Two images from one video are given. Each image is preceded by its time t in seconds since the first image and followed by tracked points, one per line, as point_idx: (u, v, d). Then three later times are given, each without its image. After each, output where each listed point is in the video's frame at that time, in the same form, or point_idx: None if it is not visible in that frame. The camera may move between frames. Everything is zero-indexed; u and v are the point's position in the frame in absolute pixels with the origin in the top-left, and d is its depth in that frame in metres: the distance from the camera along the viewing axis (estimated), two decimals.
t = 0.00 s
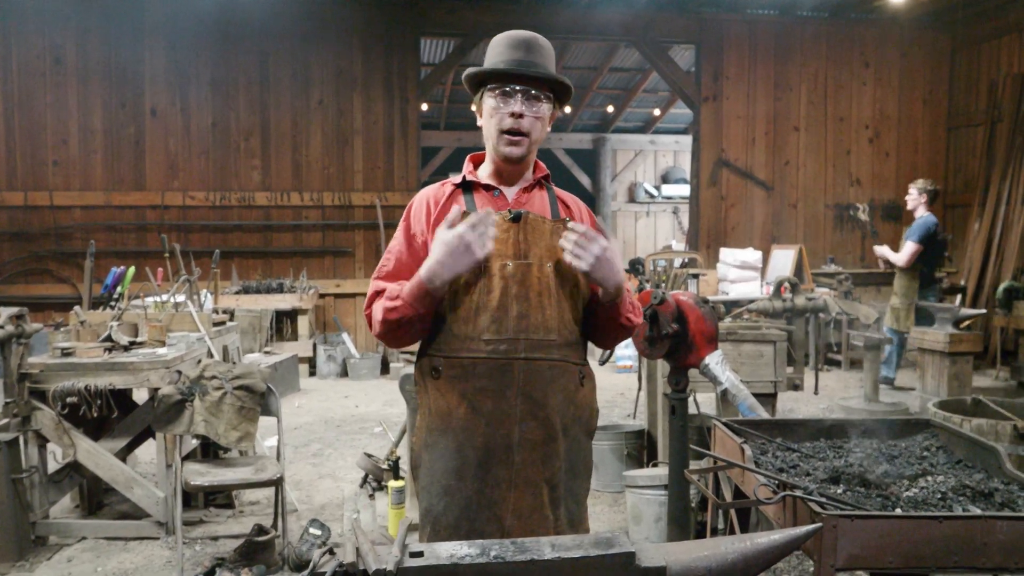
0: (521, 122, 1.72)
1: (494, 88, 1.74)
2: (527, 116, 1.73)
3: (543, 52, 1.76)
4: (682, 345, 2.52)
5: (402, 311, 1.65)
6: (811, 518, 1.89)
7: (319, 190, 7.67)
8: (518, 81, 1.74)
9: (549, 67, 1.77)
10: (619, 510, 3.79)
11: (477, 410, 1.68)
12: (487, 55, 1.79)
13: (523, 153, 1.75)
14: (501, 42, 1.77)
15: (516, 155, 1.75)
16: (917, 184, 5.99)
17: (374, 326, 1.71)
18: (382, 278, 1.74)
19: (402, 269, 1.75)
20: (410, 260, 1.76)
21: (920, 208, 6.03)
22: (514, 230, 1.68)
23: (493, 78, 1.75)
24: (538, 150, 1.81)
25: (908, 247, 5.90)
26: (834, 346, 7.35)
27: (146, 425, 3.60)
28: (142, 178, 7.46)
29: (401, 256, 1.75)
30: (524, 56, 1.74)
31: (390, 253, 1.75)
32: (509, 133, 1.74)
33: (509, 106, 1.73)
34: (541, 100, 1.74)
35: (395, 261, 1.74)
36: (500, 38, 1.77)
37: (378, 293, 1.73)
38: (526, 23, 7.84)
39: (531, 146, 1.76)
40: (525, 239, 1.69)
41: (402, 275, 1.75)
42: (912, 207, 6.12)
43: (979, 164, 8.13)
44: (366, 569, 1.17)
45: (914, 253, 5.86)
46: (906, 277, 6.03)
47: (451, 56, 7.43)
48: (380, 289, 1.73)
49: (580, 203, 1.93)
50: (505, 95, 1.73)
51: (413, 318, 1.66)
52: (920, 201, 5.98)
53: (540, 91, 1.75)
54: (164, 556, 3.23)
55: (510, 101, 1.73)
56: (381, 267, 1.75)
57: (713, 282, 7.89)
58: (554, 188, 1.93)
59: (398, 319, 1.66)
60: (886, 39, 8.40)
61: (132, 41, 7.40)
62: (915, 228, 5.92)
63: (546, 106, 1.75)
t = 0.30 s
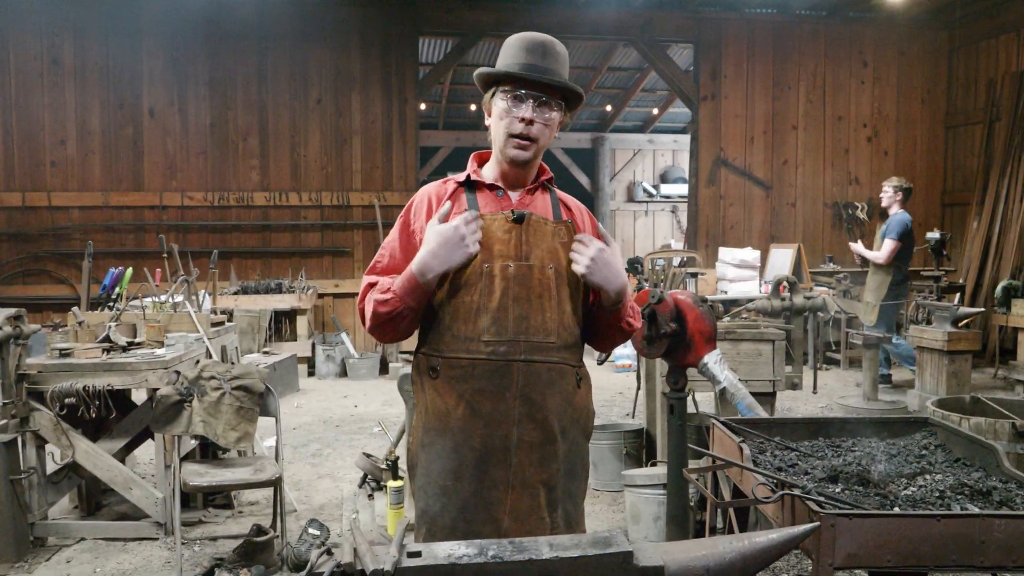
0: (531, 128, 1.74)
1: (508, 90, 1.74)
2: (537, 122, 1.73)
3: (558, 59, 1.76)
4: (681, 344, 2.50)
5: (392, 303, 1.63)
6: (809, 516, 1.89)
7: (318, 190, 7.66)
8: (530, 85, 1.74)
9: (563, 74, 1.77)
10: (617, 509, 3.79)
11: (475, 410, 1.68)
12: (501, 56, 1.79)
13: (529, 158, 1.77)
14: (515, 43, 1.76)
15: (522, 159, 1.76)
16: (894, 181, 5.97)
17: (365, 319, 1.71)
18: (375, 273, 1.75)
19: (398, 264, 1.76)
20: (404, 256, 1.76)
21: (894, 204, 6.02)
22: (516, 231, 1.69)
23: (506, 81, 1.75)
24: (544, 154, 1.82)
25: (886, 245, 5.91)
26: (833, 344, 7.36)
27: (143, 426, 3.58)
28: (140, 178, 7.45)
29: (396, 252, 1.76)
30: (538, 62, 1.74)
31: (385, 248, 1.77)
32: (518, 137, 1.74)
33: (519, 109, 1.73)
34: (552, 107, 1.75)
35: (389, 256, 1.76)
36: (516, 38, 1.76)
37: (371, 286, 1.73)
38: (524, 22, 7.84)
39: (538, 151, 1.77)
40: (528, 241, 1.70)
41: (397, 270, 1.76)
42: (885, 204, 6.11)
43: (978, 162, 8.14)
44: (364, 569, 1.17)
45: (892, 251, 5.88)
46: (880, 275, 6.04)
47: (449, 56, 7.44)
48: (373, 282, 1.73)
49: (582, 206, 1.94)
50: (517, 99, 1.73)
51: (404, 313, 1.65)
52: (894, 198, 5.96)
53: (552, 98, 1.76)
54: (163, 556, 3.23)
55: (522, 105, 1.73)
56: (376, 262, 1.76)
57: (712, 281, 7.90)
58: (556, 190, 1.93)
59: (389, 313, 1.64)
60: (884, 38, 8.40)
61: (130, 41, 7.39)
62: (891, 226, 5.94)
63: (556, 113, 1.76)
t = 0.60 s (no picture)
0: (534, 127, 1.74)
1: (511, 88, 1.75)
2: (539, 121, 1.74)
3: (562, 58, 1.77)
4: (678, 343, 2.44)
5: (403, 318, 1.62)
6: (807, 514, 1.89)
7: (316, 189, 7.66)
8: (534, 84, 1.75)
9: (567, 74, 1.77)
10: (615, 507, 3.80)
11: (474, 409, 1.68)
12: (506, 53, 1.80)
13: (530, 158, 1.77)
14: (520, 41, 1.77)
15: (523, 158, 1.77)
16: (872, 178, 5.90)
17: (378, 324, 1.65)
18: (389, 272, 1.70)
19: (411, 264, 1.72)
20: (416, 257, 1.73)
21: (873, 201, 5.98)
22: (517, 230, 1.69)
23: (509, 79, 1.76)
24: (546, 153, 1.82)
25: (873, 242, 5.83)
26: (831, 343, 7.38)
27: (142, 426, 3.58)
28: (138, 178, 7.44)
29: (411, 251, 1.72)
30: (542, 60, 1.74)
31: (397, 244, 1.72)
32: (519, 136, 1.75)
33: (522, 108, 1.74)
34: (555, 107, 1.76)
35: (404, 255, 1.71)
36: (522, 37, 1.76)
37: (385, 286, 1.68)
38: (522, 21, 7.84)
39: (540, 151, 1.77)
40: (529, 239, 1.70)
41: (410, 270, 1.72)
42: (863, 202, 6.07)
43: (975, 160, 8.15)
44: (363, 567, 1.17)
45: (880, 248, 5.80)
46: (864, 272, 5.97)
47: (447, 55, 7.44)
48: (388, 282, 1.68)
49: (582, 205, 1.94)
50: (520, 97, 1.74)
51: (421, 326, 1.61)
52: (873, 195, 5.92)
53: (555, 97, 1.76)
54: (161, 556, 3.23)
55: (524, 104, 1.74)
56: (388, 260, 1.71)
57: (710, 280, 7.91)
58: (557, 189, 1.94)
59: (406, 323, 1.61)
60: (882, 36, 8.41)
61: (129, 41, 7.39)
62: (874, 224, 5.88)
63: (559, 113, 1.77)
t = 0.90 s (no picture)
0: (528, 120, 1.75)
1: (503, 86, 1.76)
2: (533, 115, 1.75)
3: (554, 49, 1.76)
4: (677, 341, 2.45)
5: (402, 312, 1.61)
6: (807, 511, 1.90)
7: (316, 187, 7.66)
8: (525, 79, 1.75)
9: (560, 65, 1.77)
10: (616, 504, 3.80)
11: (477, 405, 1.69)
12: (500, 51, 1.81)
13: (530, 152, 1.77)
14: (511, 38, 1.77)
15: (523, 152, 1.77)
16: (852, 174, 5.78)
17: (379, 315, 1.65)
18: (389, 265, 1.70)
19: (411, 257, 1.72)
20: (417, 251, 1.73)
21: (852, 198, 5.86)
22: (520, 226, 1.70)
23: (502, 76, 1.77)
24: (546, 147, 1.82)
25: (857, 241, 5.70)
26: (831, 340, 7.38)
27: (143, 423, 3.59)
28: (138, 177, 7.44)
29: (411, 244, 1.72)
30: (534, 54, 1.74)
31: (398, 239, 1.73)
32: (516, 132, 1.76)
33: (515, 104, 1.75)
34: (549, 99, 1.76)
35: (405, 248, 1.71)
36: (512, 34, 1.76)
37: (385, 279, 1.68)
38: (522, 19, 7.83)
39: (538, 145, 1.77)
40: (531, 235, 1.71)
41: (410, 263, 1.71)
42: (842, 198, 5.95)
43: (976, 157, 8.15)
44: (365, 564, 1.17)
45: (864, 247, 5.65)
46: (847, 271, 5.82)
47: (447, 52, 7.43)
48: (388, 275, 1.68)
49: (585, 204, 1.94)
50: (512, 94, 1.75)
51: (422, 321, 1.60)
52: (853, 192, 5.80)
53: (548, 90, 1.77)
54: (163, 554, 3.23)
55: (517, 99, 1.75)
56: (389, 253, 1.71)
57: (710, 277, 7.91)
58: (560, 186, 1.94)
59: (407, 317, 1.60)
60: (883, 33, 8.40)
61: (129, 39, 7.38)
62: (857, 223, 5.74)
63: (553, 104, 1.77)
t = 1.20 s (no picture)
0: (524, 116, 1.75)
1: (498, 84, 1.76)
2: (529, 111, 1.75)
3: (545, 47, 1.77)
4: (678, 340, 2.45)
5: (413, 337, 1.64)
6: (805, 509, 1.90)
7: (316, 187, 7.67)
8: (518, 77, 1.76)
9: (552, 63, 1.78)
10: (615, 504, 3.81)
11: (476, 404, 1.70)
12: (490, 53, 1.81)
13: (526, 148, 1.77)
14: (502, 39, 1.78)
15: (519, 150, 1.77)
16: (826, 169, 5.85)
17: (380, 324, 1.68)
18: (386, 268, 1.71)
19: (407, 260, 1.72)
20: (415, 256, 1.74)
21: (829, 194, 5.97)
22: (516, 226, 1.71)
23: (495, 75, 1.77)
24: (541, 146, 1.83)
25: (840, 237, 5.83)
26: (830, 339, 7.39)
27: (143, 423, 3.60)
28: (138, 176, 7.45)
29: (407, 246, 1.73)
30: (526, 52, 1.74)
31: (394, 242, 1.74)
32: (511, 128, 1.76)
33: (510, 101, 1.75)
34: (543, 95, 1.76)
35: (401, 250, 1.72)
36: (504, 34, 1.77)
37: (383, 284, 1.70)
38: (521, 19, 7.84)
39: (534, 140, 1.78)
40: (528, 235, 1.71)
41: (407, 266, 1.72)
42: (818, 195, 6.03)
43: (974, 158, 8.17)
44: (365, 561, 1.18)
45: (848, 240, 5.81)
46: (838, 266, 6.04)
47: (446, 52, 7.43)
48: (385, 279, 1.70)
49: (580, 204, 1.95)
50: (507, 91, 1.75)
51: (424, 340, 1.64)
52: (831, 189, 5.90)
53: (542, 86, 1.77)
54: (162, 553, 3.24)
55: (512, 97, 1.75)
56: (386, 256, 1.72)
57: (709, 277, 7.92)
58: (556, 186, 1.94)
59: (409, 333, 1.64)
60: (881, 33, 8.40)
61: (129, 39, 7.38)
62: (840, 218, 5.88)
63: (548, 101, 1.77)
